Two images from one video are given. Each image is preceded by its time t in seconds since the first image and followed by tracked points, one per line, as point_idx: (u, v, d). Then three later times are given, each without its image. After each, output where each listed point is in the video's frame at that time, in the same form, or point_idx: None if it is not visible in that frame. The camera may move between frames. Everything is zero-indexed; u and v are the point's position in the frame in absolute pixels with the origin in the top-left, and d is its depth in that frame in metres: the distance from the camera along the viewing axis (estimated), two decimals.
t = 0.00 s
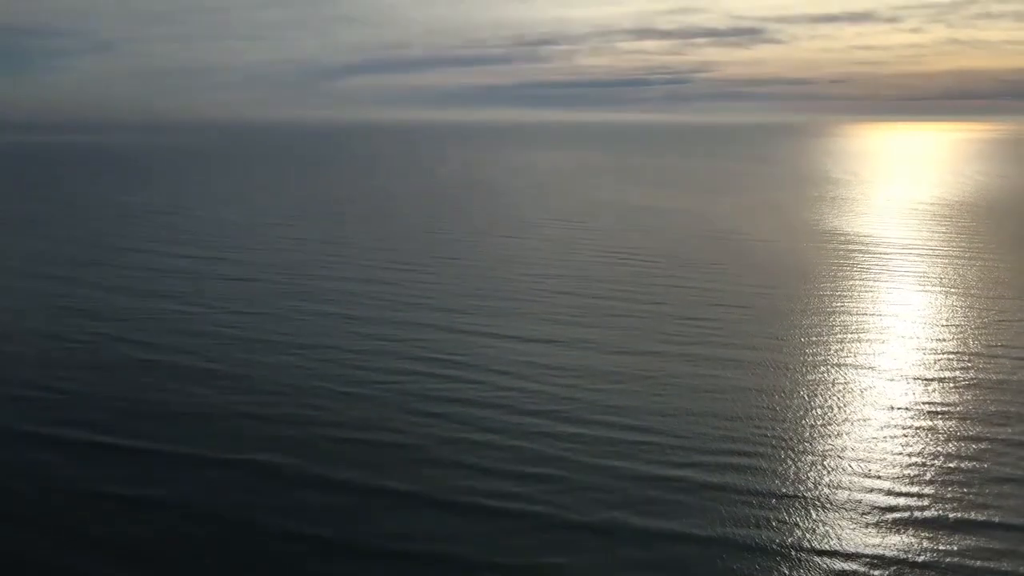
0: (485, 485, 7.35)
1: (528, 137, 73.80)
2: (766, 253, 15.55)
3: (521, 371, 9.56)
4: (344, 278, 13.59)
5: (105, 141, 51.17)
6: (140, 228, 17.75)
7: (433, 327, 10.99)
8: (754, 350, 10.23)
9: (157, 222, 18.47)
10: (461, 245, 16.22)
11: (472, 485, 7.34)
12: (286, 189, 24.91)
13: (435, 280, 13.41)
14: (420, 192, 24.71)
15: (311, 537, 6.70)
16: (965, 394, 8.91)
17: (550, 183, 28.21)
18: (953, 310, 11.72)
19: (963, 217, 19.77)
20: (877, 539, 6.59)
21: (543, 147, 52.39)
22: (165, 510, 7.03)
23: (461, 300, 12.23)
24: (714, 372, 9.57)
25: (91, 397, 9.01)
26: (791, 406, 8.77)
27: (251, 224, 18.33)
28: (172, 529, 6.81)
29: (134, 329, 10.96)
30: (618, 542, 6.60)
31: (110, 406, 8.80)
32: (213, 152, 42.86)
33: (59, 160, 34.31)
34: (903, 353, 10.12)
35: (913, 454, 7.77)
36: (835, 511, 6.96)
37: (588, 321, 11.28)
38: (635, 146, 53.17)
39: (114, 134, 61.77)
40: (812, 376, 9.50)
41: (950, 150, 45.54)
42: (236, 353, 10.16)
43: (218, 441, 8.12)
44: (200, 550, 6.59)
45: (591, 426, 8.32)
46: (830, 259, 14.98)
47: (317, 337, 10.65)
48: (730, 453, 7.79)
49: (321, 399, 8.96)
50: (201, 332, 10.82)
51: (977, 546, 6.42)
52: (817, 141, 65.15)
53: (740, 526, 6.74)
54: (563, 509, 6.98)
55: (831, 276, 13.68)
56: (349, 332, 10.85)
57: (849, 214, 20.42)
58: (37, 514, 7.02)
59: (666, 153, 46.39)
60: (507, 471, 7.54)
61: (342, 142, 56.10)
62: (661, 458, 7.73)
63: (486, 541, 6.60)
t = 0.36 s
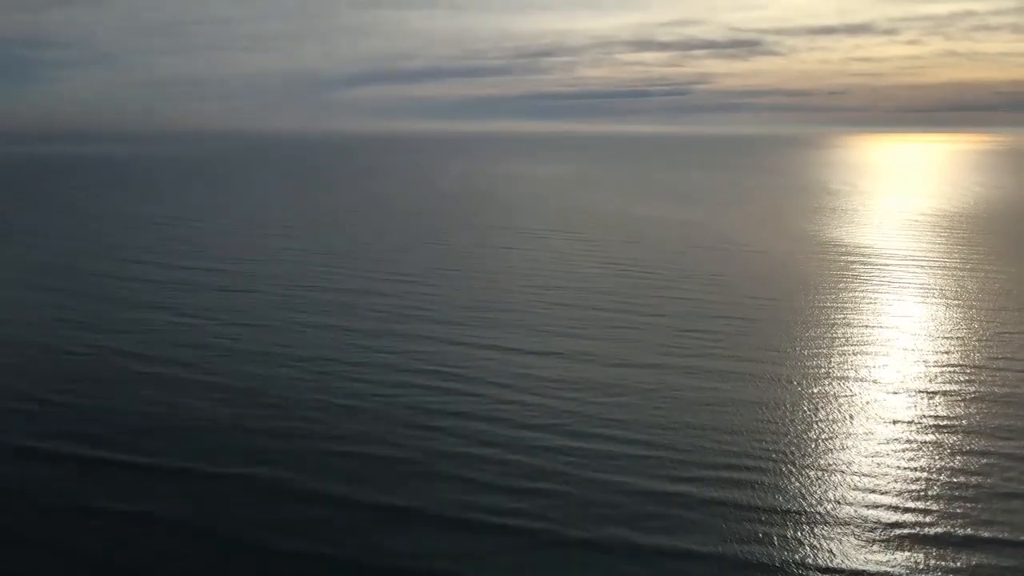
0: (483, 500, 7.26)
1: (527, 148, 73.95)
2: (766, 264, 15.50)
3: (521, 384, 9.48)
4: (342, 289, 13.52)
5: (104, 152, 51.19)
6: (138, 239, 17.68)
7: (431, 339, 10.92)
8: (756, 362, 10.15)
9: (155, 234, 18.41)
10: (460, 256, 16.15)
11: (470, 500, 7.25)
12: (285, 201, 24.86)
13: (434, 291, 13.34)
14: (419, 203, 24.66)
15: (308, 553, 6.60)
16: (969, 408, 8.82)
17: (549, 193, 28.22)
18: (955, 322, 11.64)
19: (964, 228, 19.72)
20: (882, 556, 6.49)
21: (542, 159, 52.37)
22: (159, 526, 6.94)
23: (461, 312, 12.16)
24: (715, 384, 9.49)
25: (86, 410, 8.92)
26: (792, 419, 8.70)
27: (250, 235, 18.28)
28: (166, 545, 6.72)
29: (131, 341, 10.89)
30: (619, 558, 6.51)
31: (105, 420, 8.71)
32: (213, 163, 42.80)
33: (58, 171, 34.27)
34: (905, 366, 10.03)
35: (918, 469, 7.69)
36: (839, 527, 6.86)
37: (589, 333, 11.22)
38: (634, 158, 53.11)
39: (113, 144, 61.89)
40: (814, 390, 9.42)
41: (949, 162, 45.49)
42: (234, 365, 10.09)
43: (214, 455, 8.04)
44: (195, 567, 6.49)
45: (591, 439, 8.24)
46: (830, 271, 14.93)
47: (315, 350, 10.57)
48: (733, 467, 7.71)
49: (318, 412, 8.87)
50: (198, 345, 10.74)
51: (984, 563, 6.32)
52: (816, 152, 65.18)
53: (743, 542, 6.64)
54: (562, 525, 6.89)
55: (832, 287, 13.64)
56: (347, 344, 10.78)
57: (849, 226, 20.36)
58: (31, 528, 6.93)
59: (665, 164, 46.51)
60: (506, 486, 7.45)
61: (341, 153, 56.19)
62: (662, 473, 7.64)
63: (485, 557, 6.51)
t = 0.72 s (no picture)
0: (482, 515, 7.17)
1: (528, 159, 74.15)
2: (767, 276, 15.44)
3: (520, 397, 9.40)
4: (341, 301, 13.45)
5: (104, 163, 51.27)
6: (136, 251, 17.63)
7: (430, 351, 10.84)
8: (757, 375, 10.07)
9: (154, 245, 18.36)
10: (460, 268, 16.09)
11: (469, 515, 7.16)
12: (285, 212, 24.82)
13: (433, 303, 13.28)
14: (419, 214, 24.64)
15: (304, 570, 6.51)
16: (973, 422, 8.73)
17: (548, 205, 28.21)
18: (958, 335, 11.57)
19: (964, 239, 19.67)
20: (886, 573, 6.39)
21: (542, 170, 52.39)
22: (154, 541, 6.85)
23: (460, 324, 12.08)
24: (716, 398, 9.41)
25: (82, 424, 8.84)
26: (795, 433, 8.61)
27: (249, 246, 18.23)
28: (161, 561, 6.62)
29: (128, 354, 10.81)
30: None
31: (101, 434, 8.63)
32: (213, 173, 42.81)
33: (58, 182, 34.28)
34: (907, 379, 9.95)
35: (924, 484, 7.59)
36: (842, 543, 6.77)
37: (589, 345, 11.14)
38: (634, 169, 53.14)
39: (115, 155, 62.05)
40: (816, 403, 9.34)
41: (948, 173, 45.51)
42: (231, 378, 10.01)
43: (210, 469, 7.96)
44: None
45: (591, 453, 8.15)
46: (831, 282, 14.88)
47: (313, 362, 10.50)
48: (735, 482, 7.62)
49: (316, 426, 8.78)
50: (196, 357, 10.67)
51: None
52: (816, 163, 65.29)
53: (745, 559, 6.55)
54: (562, 541, 6.79)
55: (833, 299, 13.58)
56: (346, 356, 10.71)
57: (849, 237, 20.32)
58: (24, 544, 6.84)
59: (663, 174, 46.45)
60: (505, 501, 7.36)
61: (342, 164, 56.26)
62: (663, 489, 7.55)
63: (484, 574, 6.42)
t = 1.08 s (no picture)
0: (480, 529, 7.09)
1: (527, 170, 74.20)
2: (766, 286, 15.38)
3: (517, 409, 9.32)
4: (338, 311, 13.38)
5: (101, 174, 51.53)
6: (133, 262, 17.56)
7: (427, 363, 10.77)
8: (758, 387, 10.00)
9: (151, 256, 18.29)
10: (457, 278, 16.03)
11: (466, 530, 7.08)
12: (283, 223, 24.78)
13: (430, 313, 13.21)
14: (417, 224, 24.61)
15: None
16: (976, 434, 8.65)
17: (546, 215, 28.20)
18: (959, 346, 11.49)
19: (963, 250, 19.62)
20: None
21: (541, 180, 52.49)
22: (147, 557, 6.76)
23: (458, 335, 12.01)
24: (717, 409, 9.33)
25: (75, 437, 8.75)
26: (796, 446, 8.53)
27: (246, 257, 18.17)
28: None
29: (123, 366, 10.73)
30: None
31: (95, 447, 8.54)
32: (212, 184, 42.80)
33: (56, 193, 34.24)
34: (909, 391, 9.88)
35: (928, 498, 7.50)
36: (847, 558, 6.66)
37: (587, 357, 11.07)
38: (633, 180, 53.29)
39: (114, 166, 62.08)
40: (817, 416, 9.25)
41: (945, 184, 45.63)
42: (227, 390, 9.93)
43: (205, 483, 7.87)
44: None
45: (590, 467, 8.06)
46: (831, 293, 14.82)
47: (309, 374, 10.42)
48: (737, 497, 7.53)
49: (312, 439, 8.70)
50: (191, 369, 10.59)
51: None
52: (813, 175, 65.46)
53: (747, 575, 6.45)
54: (560, 556, 6.70)
55: (834, 310, 13.52)
56: (342, 368, 10.64)
57: (848, 247, 20.26)
58: (15, 560, 6.74)
59: (660, 185, 46.50)
60: (502, 515, 7.28)
61: (340, 174, 56.37)
62: (663, 503, 7.46)
63: None
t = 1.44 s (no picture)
0: (486, 538, 7.42)
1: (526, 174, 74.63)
2: (765, 294, 15.69)
3: (520, 418, 9.64)
4: (344, 319, 13.71)
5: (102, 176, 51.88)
6: (141, 269, 17.87)
7: (431, 371, 11.10)
8: (758, 396, 10.30)
9: (158, 263, 18.60)
10: (460, 285, 16.35)
11: (473, 539, 7.41)
12: (286, 229, 25.09)
13: (434, 321, 13.53)
14: (419, 230, 24.93)
15: None
16: (972, 444, 8.95)
17: (545, 220, 28.54)
18: (955, 355, 11.80)
19: (959, 256, 19.93)
20: None
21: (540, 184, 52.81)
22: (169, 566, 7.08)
23: (461, 343, 12.33)
24: (717, 418, 9.64)
25: (93, 447, 9.07)
26: (798, 456, 8.84)
27: (251, 264, 18.49)
28: None
29: (136, 376, 11.05)
30: None
31: (113, 457, 8.86)
32: (213, 189, 43.08)
33: (59, 198, 34.48)
34: (906, 401, 10.18)
35: (930, 508, 7.79)
36: (847, 568, 6.96)
37: (587, 365, 11.41)
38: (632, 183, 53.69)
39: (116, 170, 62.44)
40: (817, 426, 9.56)
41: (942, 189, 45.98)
42: (237, 401, 10.26)
43: (222, 493, 8.19)
44: None
45: (592, 477, 8.38)
46: (831, 300, 15.15)
47: (318, 384, 10.73)
48: (738, 507, 7.85)
49: (323, 449, 9.03)
50: (203, 380, 10.91)
51: None
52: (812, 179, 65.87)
53: None
54: (564, 565, 7.02)
55: (834, 317, 13.84)
56: (349, 378, 10.97)
57: (846, 254, 20.57)
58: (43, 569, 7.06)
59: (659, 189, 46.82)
60: (507, 524, 7.60)
61: (340, 178, 56.73)
62: (665, 514, 7.77)
63: None
